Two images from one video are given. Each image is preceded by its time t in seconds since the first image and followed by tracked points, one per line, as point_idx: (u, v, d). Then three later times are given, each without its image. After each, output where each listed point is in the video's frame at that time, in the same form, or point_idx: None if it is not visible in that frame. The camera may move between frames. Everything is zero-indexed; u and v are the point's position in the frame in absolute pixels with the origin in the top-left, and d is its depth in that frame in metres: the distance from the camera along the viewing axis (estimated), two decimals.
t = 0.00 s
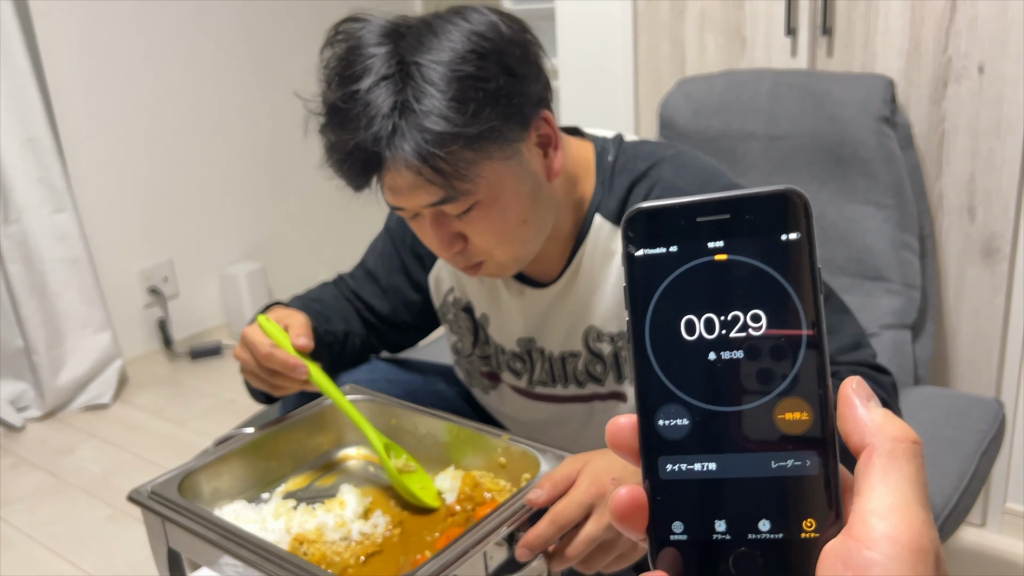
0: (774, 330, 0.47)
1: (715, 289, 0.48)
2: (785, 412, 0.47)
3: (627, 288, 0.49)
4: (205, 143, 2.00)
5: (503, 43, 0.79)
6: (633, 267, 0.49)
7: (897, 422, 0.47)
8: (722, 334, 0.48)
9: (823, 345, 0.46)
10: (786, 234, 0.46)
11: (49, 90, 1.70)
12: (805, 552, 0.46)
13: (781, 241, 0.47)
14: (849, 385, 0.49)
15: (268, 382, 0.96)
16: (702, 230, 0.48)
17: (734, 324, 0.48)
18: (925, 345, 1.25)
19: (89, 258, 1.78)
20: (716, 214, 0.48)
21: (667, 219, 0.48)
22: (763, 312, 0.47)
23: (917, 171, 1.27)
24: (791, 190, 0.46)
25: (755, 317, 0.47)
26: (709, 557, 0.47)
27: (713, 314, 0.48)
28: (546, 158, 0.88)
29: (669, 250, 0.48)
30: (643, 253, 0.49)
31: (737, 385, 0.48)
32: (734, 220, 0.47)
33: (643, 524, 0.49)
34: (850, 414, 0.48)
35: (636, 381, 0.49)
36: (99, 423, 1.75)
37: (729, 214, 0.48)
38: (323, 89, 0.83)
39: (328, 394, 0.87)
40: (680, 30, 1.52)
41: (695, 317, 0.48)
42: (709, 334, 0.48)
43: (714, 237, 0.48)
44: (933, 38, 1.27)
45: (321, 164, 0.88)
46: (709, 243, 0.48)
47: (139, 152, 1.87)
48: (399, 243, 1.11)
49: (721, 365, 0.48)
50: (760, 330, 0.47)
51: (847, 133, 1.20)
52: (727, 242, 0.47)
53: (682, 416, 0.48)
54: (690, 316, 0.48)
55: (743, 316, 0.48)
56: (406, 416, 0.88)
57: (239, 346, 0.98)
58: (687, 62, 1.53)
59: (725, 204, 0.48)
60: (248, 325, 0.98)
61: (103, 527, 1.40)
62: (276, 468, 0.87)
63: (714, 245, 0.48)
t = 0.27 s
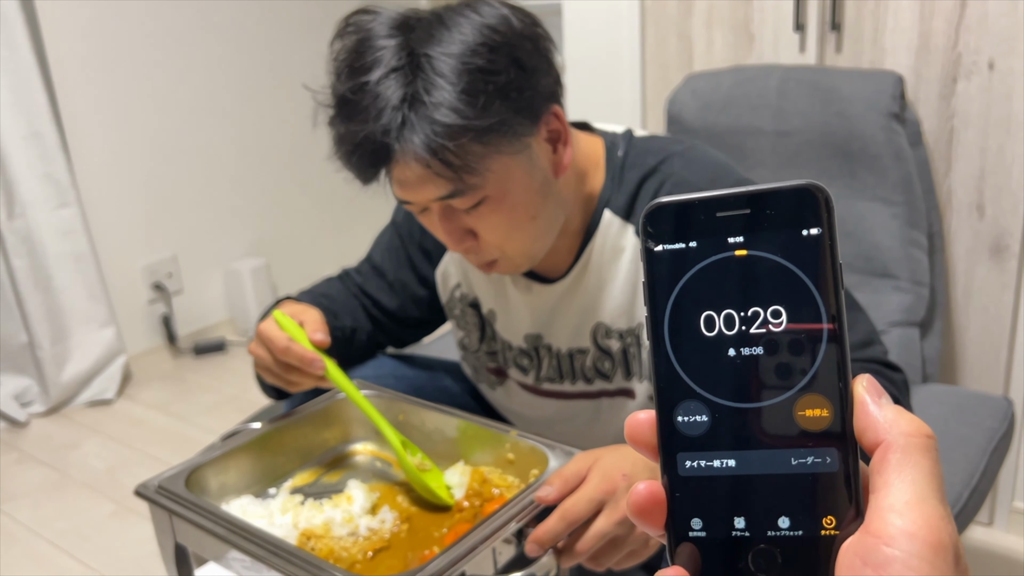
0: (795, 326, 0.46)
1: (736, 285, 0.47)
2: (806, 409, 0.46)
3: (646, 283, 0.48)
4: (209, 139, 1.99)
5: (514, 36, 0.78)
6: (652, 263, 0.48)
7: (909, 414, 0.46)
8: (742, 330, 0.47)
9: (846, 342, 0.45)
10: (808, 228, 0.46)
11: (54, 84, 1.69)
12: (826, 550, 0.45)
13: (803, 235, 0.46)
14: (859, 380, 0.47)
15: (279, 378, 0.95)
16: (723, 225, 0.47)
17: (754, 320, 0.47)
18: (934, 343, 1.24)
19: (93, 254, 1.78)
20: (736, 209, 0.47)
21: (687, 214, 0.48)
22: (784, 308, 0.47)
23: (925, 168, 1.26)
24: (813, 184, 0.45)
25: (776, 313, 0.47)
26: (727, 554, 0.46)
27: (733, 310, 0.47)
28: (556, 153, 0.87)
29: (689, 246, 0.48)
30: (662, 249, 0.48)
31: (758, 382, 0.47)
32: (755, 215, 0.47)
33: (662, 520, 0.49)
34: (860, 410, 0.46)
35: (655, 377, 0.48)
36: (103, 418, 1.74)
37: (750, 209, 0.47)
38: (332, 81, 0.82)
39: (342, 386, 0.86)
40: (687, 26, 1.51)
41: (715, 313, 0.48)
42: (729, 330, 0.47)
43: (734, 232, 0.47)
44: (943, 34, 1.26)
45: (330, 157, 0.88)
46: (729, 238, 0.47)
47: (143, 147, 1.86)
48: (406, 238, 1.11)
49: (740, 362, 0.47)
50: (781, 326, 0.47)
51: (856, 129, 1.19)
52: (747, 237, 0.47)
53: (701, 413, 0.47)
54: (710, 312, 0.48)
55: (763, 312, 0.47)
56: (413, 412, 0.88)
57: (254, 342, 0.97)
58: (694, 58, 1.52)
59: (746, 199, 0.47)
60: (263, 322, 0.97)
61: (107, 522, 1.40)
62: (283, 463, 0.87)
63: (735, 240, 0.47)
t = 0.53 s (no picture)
0: (798, 328, 0.46)
1: (740, 285, 0.47)
2: (808, 410, 0.46)
3: (650, 283, 0.48)
4: (213, 135, 2.00)
5: (517, 41, 0.78)
6: (656, 263, 0.48)
7: (911, 417, 0.46)
8: (745, 331, 0.47)
9: (849, 344, 0.45)
10: (812, 229, 0.46)
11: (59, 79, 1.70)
12: (827, 550, 0.45)
13: (807, 237, 0.46)
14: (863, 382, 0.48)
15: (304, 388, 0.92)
16: (727, 226, 0.47)
17: (758, 321, 0.47)
18: (937, 343, 1.24)
19: (98, 249, 1.79)
20: (741, 210, 0.47)
21: (692, 213, 0.47)
22: (787, 309, 0.46)
23: (930, 168, 1.26)
24: (819, 185, 0.45)
25: (779, 314, 0.47)
26: (730, 554, 0.46)
27: (736, 311, 0.47)
28: (561, 155, 0.88)
29: (693, 246, 0.47)
30: (666, 249, 0.48)
31: (761, 383, 0.47)
32: (760, 215, 0.46)
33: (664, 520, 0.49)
34: (864, 412, 0.47)
35: (657, 378, 0.48)
36: (108, 413, 1.75)
37: (754, 209, 0.46)
38: (336, 87, 0.82)
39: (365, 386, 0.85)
40: (693, 25, 1.51)
41: (719, 314, 0.47)
42: (732, 331, 0.47)
43: (738, 233, 0.47)
44: (949, 34, 1.26)
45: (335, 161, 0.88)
46: (733, 239, 0.47)
47: (148, 144, 1.87)
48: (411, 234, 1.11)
49: (743, 363, 0.47)
50: (784, 327, 0.47)
51: (861, 128, 1.19)
52: (751, 238, 0.47)
53: (704, 413, 0.48)
54: (714, 312, 0.47)
55: (767, 313, 0.47)
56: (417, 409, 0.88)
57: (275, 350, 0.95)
58: (700, 57, 1.52)
59: (751, 199, 0.46)
60: (286, 329, 0.95)
61: (111, 517, 1.40)
62: (288, 460, 0.87)
63: (739, 241, 0.47)
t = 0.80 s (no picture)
0: (808, 336, 0.47)
1: (751, 294, 0.47)
2: (818, 418, 0.47)
3: (661, 290, 0.48)
4: (218, 132, 2.00)
5: (523, 45, 0.78)
6: (666, 270, 0.48)
7: (920, 424, 0.46)
8: (755, 339, 0.48)
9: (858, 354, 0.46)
10: (823, 239, 0.46)
11: (66, 77, 1.71)
12: (834, 556, 0.46)
13: (818, 246, 0.46)
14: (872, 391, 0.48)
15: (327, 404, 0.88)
16: (738, 234, 0.47)
17: (768, 329, 0.47)
18: (940, 344, 1.25)
19: (104, 246, 1.79)
20: (753, 218, 0.47)
21: (703, 222, 0.48)
22: (798, 317, 0.47)
23: (934, 170, 1.26)
24: (829, 195, 0.45)
25: (790, 323, 0.47)
26: (737, 558, 0.47)
27: (747, 319, 0.48)
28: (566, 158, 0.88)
29: (704, 253, 0.48)
30: (677, 256, 0.48)
31: (771, 391, 0.47)
32: (771, 224, 0.47)
33: (674, 524, 0.49)
34: (872, 421, 0.47)
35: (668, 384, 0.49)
36: (113, 409, 1.76)
37: (765, 218, 0.47)
38: (343, 95, 0.83)
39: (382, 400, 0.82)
40: (698, 25, 1.52)
41: (729, 321, 0.48)
42: (742, 338, 0.48)
43: (749, 241, 0.47)
44: (954, 36, 1.26)
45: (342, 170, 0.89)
46: (744, 247, 0.47)
47: (153, 141, 1.87)
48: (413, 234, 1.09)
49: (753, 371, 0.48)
50: (795, 336, 0.47)
51: (866, 130, 1.19)
52: (762, 246, 0.47)
53: (714, 420, 0.48)
54: (724, 320, 0.48)
55: (778, 322, 0.47)
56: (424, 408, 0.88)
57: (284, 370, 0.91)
58: (705, 58, 1.53)
59: (762, 208, 0.47)
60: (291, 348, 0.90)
61: (117, 513, 1.42)
62: (294, 459, 0.88)
63: (750, 249, 0.47)
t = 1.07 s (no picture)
0: (829, 324, 0.48)
1: (772, 280, 0.49)
2: (836, 407, 0.48)
3: (681, 273, 0.50)
4: (220, 126, 2.00)
5: (520, 44, 0.77)
6: (686, 254, 0.50)
7: (941, 414, 0.47)
8: (775, 325, 0.49)
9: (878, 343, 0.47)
10: (847, 225, 0.47)
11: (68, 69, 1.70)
12: (851, 546, 0.47)
13: (841, 232, 0.47)
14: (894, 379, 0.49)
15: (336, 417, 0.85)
16: (760, 219, 0.49)
17: (788, 316, 0.49)
18: (945, 342, 1.24)
19: (105, 239, 1.79)
20: (775, 202, 0.48)
21: (724, 207, 0.49)
22: (818, 305, 0.48)
23: (941, 167, 1.25)
24: (854, 178, 0.46)
25: (810, 310, 0.48)
26: (752, 546, 0.49)
27: (767, 305, 0.49)
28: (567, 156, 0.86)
29: (725, 238, 0.49)
30: (697, 240, 0.49)
31: (789, 377, 0.49)
32: (794, 209, 0.48)
33: (687, 509, 0.51)
34: (893, 411, 0.48)
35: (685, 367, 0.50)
36: (114, 403, 1.76)
37: (788, 203, 0.48)
38: (340, 96, 0.82)
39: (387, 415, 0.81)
40: (703, 19, 1.51)
41: (749, 307, 0.49)
42: (763, 324, 0.49)
43: (771, 226, 0.48)
44: (961, 32, 1.25)
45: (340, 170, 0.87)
46: (766, 232, 0.49)
47: (155, 135, 1.87)
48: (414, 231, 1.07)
49: (772, 356, 0.49)
50: (814, 324, 0.48)
51: (872, 126, 1.18)
52: (783, 232, 0.48)
53: (730, 407, 0.50)
54: (744, 306, 0.49)
55: (798, 309, 0.48)
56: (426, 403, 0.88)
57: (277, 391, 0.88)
58: (709, 52, 1.52)
59: (786, 193, 0.48)
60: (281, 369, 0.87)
61: (117, 506, 1.41)
62: (294, 452, 0.87)
63: (771, 234, 0.48)
